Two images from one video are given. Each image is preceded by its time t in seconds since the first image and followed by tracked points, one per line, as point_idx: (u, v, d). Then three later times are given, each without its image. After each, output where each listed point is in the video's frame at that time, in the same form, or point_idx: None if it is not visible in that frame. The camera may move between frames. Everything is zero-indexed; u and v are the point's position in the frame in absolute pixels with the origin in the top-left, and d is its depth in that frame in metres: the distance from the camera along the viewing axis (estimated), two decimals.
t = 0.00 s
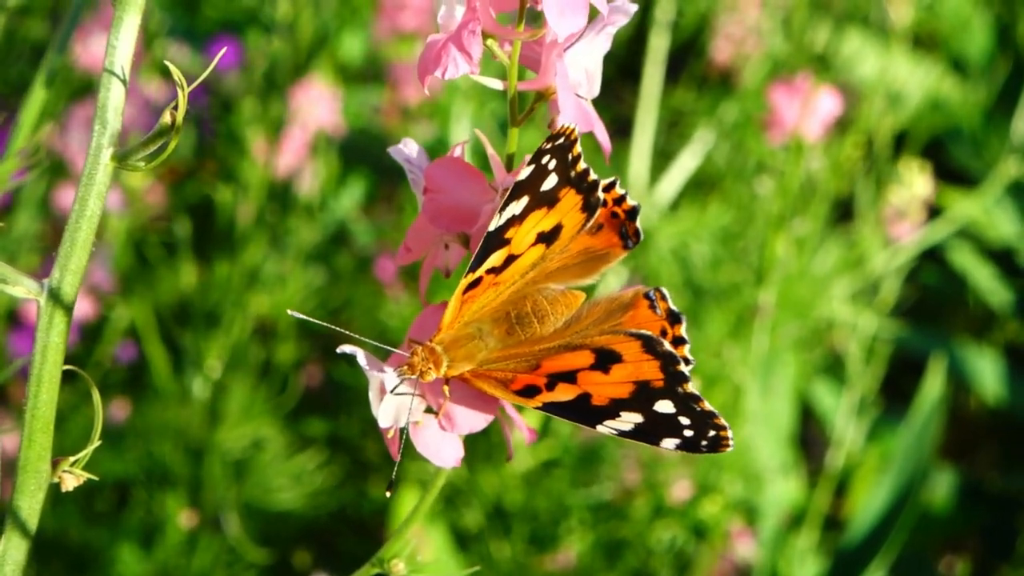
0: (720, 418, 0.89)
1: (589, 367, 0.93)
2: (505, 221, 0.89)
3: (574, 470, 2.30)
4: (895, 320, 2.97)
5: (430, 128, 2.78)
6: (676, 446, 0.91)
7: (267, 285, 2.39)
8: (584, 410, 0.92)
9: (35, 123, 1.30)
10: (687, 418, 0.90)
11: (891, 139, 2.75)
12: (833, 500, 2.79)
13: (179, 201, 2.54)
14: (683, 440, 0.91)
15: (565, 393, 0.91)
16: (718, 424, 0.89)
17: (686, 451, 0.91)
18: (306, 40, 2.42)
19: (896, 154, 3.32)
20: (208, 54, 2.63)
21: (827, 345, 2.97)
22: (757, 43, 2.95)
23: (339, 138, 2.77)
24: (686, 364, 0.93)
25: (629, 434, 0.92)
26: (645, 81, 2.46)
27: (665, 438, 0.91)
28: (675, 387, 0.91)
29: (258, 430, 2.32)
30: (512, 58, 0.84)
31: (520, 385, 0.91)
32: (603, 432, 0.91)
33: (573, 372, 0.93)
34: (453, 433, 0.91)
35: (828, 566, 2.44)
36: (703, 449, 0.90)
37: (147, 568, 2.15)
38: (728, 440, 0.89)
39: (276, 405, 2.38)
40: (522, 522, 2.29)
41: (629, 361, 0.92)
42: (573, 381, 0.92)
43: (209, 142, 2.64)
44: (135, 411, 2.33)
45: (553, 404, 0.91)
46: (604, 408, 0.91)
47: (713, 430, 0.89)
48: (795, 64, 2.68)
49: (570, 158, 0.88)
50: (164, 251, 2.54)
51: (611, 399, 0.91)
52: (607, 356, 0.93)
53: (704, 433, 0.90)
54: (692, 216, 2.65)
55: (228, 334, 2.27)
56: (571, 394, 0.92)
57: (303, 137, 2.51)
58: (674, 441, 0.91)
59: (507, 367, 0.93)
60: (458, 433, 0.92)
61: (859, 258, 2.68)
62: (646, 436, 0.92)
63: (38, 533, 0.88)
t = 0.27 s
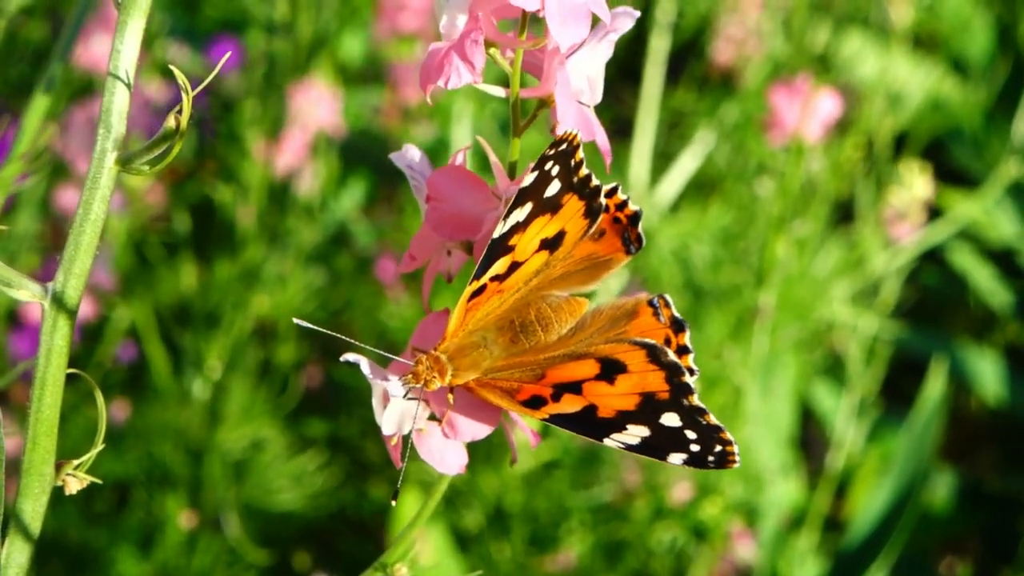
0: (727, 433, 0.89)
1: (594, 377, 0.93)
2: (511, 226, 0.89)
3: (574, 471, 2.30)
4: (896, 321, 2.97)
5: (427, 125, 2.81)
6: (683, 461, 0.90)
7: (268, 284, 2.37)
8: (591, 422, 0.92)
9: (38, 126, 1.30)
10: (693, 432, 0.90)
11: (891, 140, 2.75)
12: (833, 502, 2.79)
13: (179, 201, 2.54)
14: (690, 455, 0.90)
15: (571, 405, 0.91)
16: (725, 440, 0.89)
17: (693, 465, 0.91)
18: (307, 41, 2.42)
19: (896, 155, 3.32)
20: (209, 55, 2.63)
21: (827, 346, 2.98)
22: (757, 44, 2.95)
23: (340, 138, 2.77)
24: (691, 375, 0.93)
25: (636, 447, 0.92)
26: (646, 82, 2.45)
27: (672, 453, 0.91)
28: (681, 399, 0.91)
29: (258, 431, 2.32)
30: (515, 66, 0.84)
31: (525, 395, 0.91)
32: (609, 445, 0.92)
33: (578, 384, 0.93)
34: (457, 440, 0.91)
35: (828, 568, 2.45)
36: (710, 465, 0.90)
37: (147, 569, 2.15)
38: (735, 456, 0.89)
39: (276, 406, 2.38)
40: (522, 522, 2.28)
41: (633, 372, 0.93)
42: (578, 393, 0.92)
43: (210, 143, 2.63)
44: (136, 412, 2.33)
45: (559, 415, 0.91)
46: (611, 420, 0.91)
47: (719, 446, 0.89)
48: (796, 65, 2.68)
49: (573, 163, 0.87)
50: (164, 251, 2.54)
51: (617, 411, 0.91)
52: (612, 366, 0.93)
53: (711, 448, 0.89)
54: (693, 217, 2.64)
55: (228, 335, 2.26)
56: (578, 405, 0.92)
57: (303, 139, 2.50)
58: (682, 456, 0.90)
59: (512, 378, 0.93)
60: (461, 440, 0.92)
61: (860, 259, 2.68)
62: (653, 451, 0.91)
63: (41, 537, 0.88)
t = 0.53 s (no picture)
0: (732, 431, 0.89)
1: (601, 376, 0.93)
2: (519, 219, 0.89)
3: (575, 472, 2.30)
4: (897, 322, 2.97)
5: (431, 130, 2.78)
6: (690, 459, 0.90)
7: (267, 285, 2.38)
8: (597, 419, 0.92)
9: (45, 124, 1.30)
10: (699, 430, 0.90)
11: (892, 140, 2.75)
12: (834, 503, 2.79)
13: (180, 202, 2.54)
14: (696, 452, 0.91)
15: (578, 402, 0.91)
16: (730, 438, 0.89)
17: (699, 463, 0.91)
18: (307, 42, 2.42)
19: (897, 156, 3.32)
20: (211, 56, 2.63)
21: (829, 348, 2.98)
22: (758, 45, 2.95)
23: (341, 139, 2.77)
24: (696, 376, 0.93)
25: (643, 444, 0.92)
26: (647, 83, 2.45)
27: (679, 450, 0.91)
28: (687, 399, 0.91)
29: (259, 432, 2.32)
30: (523, 66, 0.84)
31: (532, 392, 0.91)
32: (616, 442, 0.92)
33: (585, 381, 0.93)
34: (463, 440, 0.91)
35: (829, 568, 2.45)
36: (716, 462, 0.90)
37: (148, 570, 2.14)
38: (741, 454, 0.89)
39: (277, 407, 2.38)
40: (523, 523, 2.26)
41: (640, 371, 0.92)
42: (585, 390, 0.92)
43: (211, 144, 2.64)
44: (137, 413, 2.33)
45: (565, 412, 0.92)
46: (618, 418, 0.91)
47: (725, 443, 0.89)
48: (796, 66, 2.68)
49: (582, 157, 0.87)
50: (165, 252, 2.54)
51: (623, 409, 0.92)
52: (619, 365, 0.93)
53: (717, 446, 0.90)
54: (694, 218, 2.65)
55: (228, 336, 2.28)
56: (584, 403, 0.92)
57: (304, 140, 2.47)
58: (688, 453, 0.91)
59: (518, 375, 0.93)
60: (467, 439, 0.92)
61: (861, 260, 2.68)
62: (660, 447, 0.92)
63: (47, 541, 0.88)
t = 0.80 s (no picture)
0: (734, 419, 0.89)
1: (604, 367, 0.93)
2: (523, 207, 0.89)
3: (576, 472, 2.29)
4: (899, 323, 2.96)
5: (433, 130, 2.78)
6: (691, 445, 0.91)
7: (268, 284, 2.38)
8: (599, 407, 0.92)
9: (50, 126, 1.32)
10: (701, 419, 0.90)
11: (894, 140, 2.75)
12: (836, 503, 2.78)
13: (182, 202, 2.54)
14: (698, 438, 0.91)
15: (581, 391, 0.92)
16: (733, 425, 0.89)
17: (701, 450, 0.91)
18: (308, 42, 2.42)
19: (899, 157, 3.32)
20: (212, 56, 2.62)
21: (830, 348, 2.97)
22: (759, 46, 2.95)
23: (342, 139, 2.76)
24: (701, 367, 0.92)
25: (644, 431, 0.93)
26: (648, 84, 2.45)
27: (680, 437, 0.92)
28: (690, 389, 0.91)
29: (260, 432, 2.32)
30: (529, 61, 0.84)
31: (536, 381, 0.92)
32: (618, 429, 0.92)
33: (588, 371, 0.93)
34: (469, 435, 0.90)
35: (831, 569, 2.45)
36: (717, 448, 0.90)
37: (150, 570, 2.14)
38: (743, 441, 0.90)
39: (278, 407, 2.38)
40: (524, 523, 2.26)
41: (643, 362, 0.92)
42: (588, 380, 0.93)
43: (212, 144, 2.63)
44: (138, 413, 2.32)
45: (569, 401, 0.92)
46: (620, 407, 0.92)
47: (727, 431, 0.89)
48: (797, 67, 2.68)
49: (587, 148, 0.86)
50: (167, 252, 2.53)
51: (626, 398, 0.92)
52: (622, 356, 0.93)
53: (719, 433, 0.90)
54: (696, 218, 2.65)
55: (228, 335, 2.28)
56: (587, 392, 0.92)
57: (305, 140, 2.46)
58: (690, 440, 0.91)
59: (522, 365, 0.93)
60: (473, 435, 0.91)
61: (862, 260, 2.68)
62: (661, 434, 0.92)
63: (55, 542, 0.88)
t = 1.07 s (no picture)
0: (742, 421, 0.89)
1: (611, 369, 0.93)
2: (527, 211, 0.89)
3: (578, 472, 2.29)
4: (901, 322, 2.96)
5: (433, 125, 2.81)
6: (700, 449, 0.90)
7: (270, 284, 2.38)
8: (607, 410, 0.92)
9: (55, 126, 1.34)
10: (709, 421, 0.90)
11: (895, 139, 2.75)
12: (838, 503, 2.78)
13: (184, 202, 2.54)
14: (706, 442, 0.90)
15: (588, 394, 0.92)
16: (740, 427, 0.89)
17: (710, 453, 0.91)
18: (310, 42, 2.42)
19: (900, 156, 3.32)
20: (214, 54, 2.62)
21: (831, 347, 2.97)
22: (760, 45, 2.95)
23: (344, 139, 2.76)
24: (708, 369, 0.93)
25: (653, 435, 0.92)
26: (649, 83, 2.44)
27: (689, 440, 0.91)
28: (697, 390, 0.91)
29: (262, 431, 2.32)
30: (534, 61, 0.84)
31: (543, 384, 0.92)
32: (627, 433, 0.92)
33: (595, 373, 0.93)
34: (475, 434, 0.91)
35: (833, 569, 2.45)
36: (725, 452, 0.90)
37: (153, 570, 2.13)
38: (750, 443, 0.90)
39: (280, 407, 2.38)
40: (526, 520, 2.26)
41: (650, 363, 0.92)
42: (595, 382, 0.92)
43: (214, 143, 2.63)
44: (140, 412, 2.32)
45: (576, 404, 0.92)
46: (628, 409, 0.91)
47: (734, 434, 0.89)
48: (798, 66, 2.68)
49: (589, 150, 0.87)
50: (168, 251, 2.53)
51: (633, 401, 0.92)
52: (629, 358, 0.93)
53: (727, 436, 0.90)
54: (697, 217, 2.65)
55: (231, 335, 2.28)
56: (595, 395, 0.92)
57: (308, 139, 2.45)
58: (698, 443, 0.91)
59: (529, 368, 0.93)
60: (479, 434, 0.91)
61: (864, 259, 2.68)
62: (669, 438, 0.92)
63: (63, 540, 0.88)
